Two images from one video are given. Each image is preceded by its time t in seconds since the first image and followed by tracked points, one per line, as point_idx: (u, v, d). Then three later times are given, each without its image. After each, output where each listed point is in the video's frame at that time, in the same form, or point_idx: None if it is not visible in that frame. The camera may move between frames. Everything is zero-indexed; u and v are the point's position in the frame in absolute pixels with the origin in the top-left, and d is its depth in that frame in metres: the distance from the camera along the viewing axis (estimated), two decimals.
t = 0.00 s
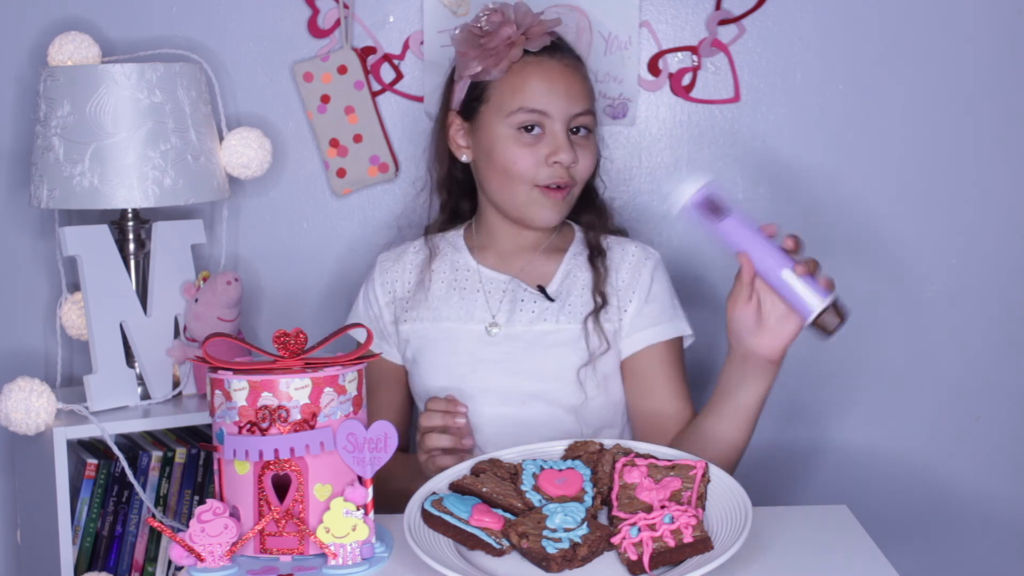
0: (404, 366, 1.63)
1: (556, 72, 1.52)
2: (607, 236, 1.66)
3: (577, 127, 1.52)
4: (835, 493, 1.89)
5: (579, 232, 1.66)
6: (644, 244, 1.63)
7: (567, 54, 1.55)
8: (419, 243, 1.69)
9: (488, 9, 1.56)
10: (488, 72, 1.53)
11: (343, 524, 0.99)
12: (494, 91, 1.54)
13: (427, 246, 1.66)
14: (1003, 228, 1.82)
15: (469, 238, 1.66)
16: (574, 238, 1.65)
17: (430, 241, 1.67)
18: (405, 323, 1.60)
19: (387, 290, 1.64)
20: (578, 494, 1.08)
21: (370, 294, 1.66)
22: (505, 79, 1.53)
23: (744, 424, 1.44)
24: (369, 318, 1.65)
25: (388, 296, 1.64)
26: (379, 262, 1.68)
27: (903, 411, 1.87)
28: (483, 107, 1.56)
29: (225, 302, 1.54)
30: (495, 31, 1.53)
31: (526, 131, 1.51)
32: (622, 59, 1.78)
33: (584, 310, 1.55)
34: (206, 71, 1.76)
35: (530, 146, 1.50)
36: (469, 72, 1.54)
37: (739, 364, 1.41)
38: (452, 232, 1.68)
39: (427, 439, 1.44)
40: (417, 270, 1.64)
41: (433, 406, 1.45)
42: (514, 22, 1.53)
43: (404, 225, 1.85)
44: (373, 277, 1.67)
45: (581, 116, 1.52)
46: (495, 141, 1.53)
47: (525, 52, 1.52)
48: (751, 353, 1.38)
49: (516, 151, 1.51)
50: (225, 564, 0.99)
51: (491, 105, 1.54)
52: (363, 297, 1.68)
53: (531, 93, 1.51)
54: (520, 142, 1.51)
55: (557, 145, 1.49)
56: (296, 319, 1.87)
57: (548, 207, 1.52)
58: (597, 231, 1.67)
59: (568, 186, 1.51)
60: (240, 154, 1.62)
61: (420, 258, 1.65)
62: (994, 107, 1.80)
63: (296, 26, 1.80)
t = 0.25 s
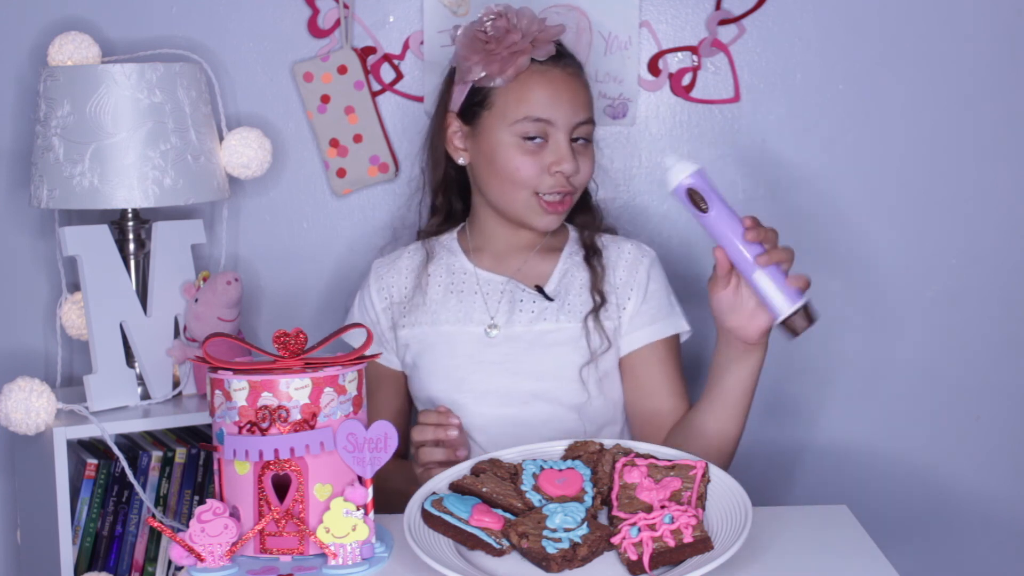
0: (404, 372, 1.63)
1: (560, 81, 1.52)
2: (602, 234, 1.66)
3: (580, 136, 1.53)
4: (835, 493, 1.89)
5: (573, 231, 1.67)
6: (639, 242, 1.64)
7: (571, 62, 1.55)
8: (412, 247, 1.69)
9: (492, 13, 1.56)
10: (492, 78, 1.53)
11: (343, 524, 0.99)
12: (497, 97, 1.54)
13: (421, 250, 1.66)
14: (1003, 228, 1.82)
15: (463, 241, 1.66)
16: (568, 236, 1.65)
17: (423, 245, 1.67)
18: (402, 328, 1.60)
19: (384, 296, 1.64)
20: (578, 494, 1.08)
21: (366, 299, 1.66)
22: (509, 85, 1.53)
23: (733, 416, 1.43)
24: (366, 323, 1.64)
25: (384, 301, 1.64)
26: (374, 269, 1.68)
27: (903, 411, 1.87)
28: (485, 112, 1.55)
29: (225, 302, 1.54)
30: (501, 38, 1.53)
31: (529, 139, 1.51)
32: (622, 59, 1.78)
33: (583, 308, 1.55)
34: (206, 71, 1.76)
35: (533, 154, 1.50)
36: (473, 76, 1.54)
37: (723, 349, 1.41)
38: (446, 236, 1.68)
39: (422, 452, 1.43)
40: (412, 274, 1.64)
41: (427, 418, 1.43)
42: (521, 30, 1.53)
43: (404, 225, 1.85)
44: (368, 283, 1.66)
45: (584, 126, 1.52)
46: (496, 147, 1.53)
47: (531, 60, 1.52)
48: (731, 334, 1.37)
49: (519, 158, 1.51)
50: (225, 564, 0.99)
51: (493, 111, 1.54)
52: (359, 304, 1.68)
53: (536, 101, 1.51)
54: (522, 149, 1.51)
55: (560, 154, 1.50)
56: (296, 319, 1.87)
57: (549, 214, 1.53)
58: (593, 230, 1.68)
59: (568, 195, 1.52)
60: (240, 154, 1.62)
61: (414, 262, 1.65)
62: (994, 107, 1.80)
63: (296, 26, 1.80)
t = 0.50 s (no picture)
0: (403, 373, 1.63)
1: (554, 79, 1.52)
2: (598, 232, 1.66)
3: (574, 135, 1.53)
4: (835, 493, 1.89)
5: (569, 229, 1.67)
6: (635, 240, 1.64)
7: (565, 62, 1.56)
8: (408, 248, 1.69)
9: (488, 12, 1.56)
10: (487, 77, 1.53)
11: (343, 524, 0.99)
12: (492, 96, 1.54)
13: (417, 251, 1.66)
14: (1003, 228, 1.82)
15: (461, 241, 1.66)
16: (565, 234, 1.66)
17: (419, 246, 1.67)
18: (400, 330, 1.60)
19: (381, 297, 1.64)
20: (578, 494, 1.08)
21: (364, 301, 1.66)
22: (503, 84, 1.53)
23: (739, 422, 1.39)
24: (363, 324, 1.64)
25: (382, 304, 1.64)
26: (371, 272, 1.68)
27: (903, 411, 1.87)
28: (480, 111, 1.56)
29: (225, 302, 1.54)
30: (496, 37, 1.53)
31: (523, 138, 1.51)
32: (622, 59, 1.78)
33: (580, 309, 1.56)
34: (206, 71, 1.76)
35: (527, 152, 1.50)
36: (467, 75, 1.54)
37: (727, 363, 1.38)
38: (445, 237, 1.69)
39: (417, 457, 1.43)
40: (409, 277, 1.64)
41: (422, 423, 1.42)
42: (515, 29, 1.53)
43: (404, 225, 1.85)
44: (366, 286, 1.66)
45: (578, 124, 1.52)
46: (491, 146, 1.53)
47: (525, 59, 1.52)
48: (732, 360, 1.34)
49: (513, 157, 1.51)
50: (225, 564, 0.99)
51: (488, 110, 1.54)
52: (357, 306, 1.67)
53: (530, 99, 1.51)
54: (516, 148, 1.51)
55: (554, 152, 1.50)
56: (296, 319, 1.87)
57: (543, 213, 1.53)
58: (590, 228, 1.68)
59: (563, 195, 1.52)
60: (240, 154, 1.62)
61: (411, 264, 1.65)
62: (994, 107, 1.80)
63: (296, 26, 1.80)
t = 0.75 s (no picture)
0: (404, 370, 1.63)
1: (541, 71, 1.52)
2: (605, 234, 1.66)
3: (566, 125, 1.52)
4: (835, 493, 1.89)
5: (576, 229, 1.67)
6: (643, 244, 1.63)
7: (555, 53, 1.55)
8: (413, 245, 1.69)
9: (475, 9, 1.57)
10: (475, 72, 1.53)
11: (343, 524, 0.99)
12: (481, 92, 1.55)
13: (422, 249, 1.66)
14: (1003, 228, 1.82)
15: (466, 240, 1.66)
16: (570, 235, 1.66)
17: (424, 244, 1.67)
18: (402, 330, 1.60)
19: (385, 295, 1.65)
20: (578, 494, 1.08)
21: (369, 299, 1.67)
22: (491, 79, 1.54)
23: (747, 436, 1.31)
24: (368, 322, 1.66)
25: (386, 302, 1.65)
26: (377, 268, 1.68)
27: (902, 411, 1.87)
28: (471, 108, 1.56)
29: (225, 302, 1.54)
30: (481, 32, 1.53)
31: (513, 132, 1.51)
32: (622, 59, 1.79)
33: (584, 314, 1.55)
34: (206, 71, 1.76)
35: (517, 146, 1.51)
36: (455, 73, 1.55)
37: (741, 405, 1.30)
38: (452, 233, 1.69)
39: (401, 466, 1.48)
40: (414, 275, 1.64)
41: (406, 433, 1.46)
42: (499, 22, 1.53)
43: (404, 225, 1.85)
44: (371, 282, 1.67)
45: (569, 115, 1.51)
46: (482, 143, 1.54)
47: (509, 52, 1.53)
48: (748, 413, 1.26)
49: (504, 152, 1.51)
50: (225, 564, 0.99)
51: (478, 106, 1.55)
52: (362, 303, 1.69)
53: (517, 92, 1.51)
54: (507, 143, 1.51)
55: (544, 144, 1.49)
56: (296, 319, 1.87)
57: (537, 207, 1.52)
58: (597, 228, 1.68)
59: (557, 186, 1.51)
60: (240, 154, 1.62)
61: (416, 262, 1.66)
62: (994, 108, 1.80)
63: (296, 26, 1.80)
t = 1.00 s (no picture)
0: (408, 366, 1.64)
1: (541, 61, 1.51)
2: (616, 235, 1.65)
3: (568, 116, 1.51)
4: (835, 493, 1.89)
5: (586, 228, 1.67)
6: (655, 247, 1.63)
7: (555, 43, 1.55)
8: (421, 241, 1.68)
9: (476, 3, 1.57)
10: (476, 66, 1.53)
11: (343, 524, 0.99)
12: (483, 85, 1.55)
13: (430, 246, 1.65)
14: (1003, 229, 1.82)
15: (474, 237, 1.65)
16: (580, 236, 1.65)
17: (433, 240, 1.66)
18: (409, 327, 1.60)
19: (392, 292, 1.64)
20: (578, 494, 1.08)
21: (375, 294, 1.66)
22: (491, 72, 1.54)
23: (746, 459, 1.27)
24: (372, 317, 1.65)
25: (392, 298, 1.64)
26: (383, 262, 1.67)
27: (902, 411, 1.87)
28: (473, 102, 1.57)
29: (225, 302, 1.54)
30: (480, 25, 1.54)
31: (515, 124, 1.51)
32: (622, 59, 1.79)
33: (595, 320, 1.55)
34: (206, 72, 1.76)
35: (519, 139, 1.51)
36: (457, 68, 1.55)
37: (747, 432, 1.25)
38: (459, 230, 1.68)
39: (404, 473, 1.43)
40: (421, 272, 1.64)
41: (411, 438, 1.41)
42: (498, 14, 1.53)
43: (404, 225, 1.85)
44: (378, 276, 1.66)
45: (570, 105, 1.51)
46: (485, 137, 1.54)
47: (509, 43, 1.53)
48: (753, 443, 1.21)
49: (505, 144, 1.51)
50: (225, 564, 0.99)
51: (479, 100, 1.55)
52: (367, 296, 1.68)
53: (517, 84, 1.51)
54: (508, 136, 1.51)
55: (545, 136, 1.49)
56: (296, 319, 1.87)
57: (541, 200, 1.52)
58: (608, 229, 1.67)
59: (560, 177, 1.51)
60: (240, 154, 1.62)
61: (423, 259, 1.65)
62: (994, 108, 1.80)
63: (296, 26, 1.80)
